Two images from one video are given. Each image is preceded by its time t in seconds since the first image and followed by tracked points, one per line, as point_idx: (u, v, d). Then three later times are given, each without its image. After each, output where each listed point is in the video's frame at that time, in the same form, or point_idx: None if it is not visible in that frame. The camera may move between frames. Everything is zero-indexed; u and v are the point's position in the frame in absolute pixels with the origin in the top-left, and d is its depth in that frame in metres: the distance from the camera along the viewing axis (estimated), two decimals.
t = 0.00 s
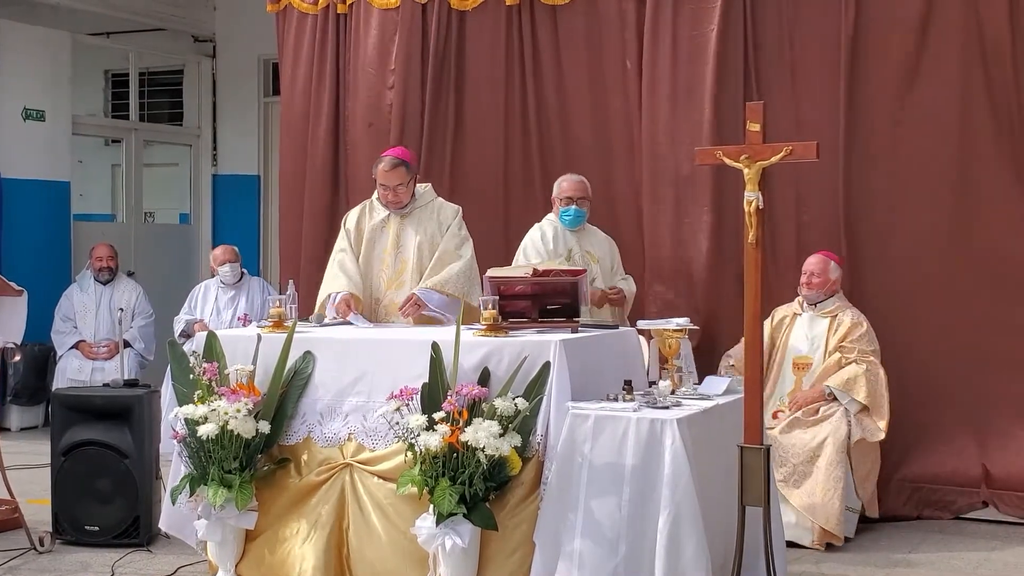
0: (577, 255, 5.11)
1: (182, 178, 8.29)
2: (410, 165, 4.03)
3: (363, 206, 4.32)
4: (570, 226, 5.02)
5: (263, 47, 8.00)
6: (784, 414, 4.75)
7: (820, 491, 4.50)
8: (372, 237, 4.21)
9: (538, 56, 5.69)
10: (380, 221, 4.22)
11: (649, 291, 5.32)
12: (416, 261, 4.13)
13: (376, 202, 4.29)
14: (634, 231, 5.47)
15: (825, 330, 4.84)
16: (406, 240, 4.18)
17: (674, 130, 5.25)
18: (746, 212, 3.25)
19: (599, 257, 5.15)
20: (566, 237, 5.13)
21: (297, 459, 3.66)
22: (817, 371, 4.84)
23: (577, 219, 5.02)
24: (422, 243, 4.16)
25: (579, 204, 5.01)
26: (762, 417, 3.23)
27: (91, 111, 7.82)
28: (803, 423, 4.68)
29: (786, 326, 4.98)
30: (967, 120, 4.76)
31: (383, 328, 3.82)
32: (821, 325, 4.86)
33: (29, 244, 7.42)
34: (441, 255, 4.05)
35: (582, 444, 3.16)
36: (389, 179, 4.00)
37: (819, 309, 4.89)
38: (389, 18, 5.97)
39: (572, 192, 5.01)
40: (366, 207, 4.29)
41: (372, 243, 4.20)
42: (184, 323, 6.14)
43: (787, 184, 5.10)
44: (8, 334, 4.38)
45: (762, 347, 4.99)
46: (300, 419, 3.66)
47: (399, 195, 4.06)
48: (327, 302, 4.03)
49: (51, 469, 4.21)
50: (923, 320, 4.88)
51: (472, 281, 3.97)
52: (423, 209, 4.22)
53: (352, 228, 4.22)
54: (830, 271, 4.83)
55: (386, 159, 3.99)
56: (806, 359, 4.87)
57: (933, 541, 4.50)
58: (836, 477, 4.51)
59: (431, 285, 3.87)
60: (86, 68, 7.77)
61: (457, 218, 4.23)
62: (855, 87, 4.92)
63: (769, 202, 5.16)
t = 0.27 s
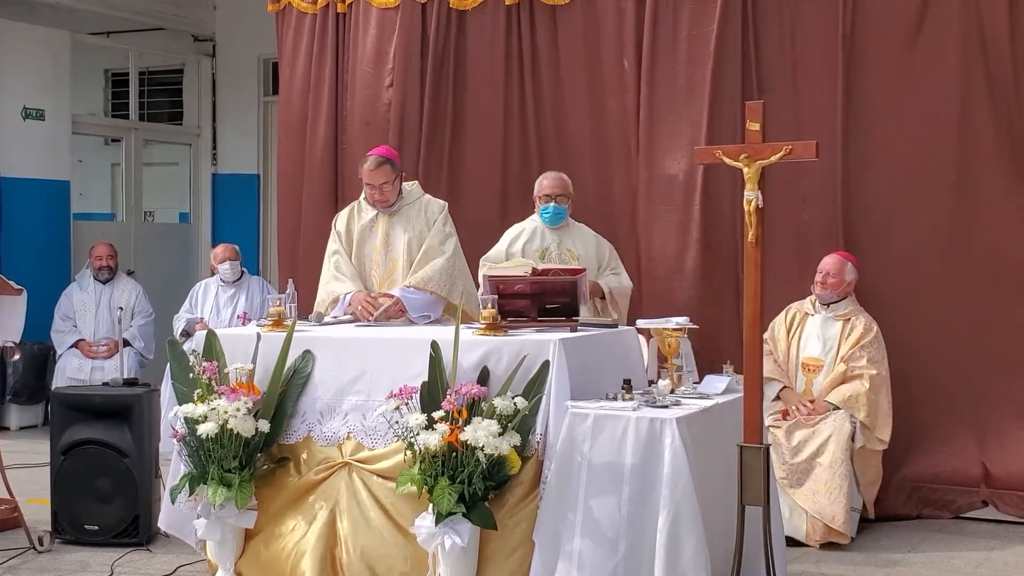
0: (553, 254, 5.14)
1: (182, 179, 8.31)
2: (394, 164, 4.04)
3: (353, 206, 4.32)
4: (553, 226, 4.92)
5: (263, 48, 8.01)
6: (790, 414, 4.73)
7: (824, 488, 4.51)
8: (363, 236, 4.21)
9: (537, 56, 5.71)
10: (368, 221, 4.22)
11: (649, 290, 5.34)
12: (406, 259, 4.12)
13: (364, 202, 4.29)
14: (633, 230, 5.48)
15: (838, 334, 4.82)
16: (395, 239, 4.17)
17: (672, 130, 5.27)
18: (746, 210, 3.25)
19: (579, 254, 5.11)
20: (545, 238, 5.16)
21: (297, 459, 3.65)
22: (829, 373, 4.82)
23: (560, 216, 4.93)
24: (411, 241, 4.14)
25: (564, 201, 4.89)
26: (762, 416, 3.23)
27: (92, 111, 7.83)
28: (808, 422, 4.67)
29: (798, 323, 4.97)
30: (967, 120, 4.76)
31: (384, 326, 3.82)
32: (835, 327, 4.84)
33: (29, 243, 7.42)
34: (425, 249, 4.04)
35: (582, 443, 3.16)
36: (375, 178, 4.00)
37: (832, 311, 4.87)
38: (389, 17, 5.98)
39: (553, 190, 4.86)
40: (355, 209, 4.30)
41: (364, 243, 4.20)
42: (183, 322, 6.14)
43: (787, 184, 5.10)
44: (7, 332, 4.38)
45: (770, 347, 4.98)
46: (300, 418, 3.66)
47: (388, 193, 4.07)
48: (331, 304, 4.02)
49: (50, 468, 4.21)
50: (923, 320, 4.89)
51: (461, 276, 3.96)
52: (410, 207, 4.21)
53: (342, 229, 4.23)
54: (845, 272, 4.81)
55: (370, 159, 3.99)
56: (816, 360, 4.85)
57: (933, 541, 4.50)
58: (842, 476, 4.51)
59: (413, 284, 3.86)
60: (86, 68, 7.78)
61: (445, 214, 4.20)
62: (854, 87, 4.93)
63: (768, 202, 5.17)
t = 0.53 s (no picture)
0: (531, 254, 5.20)
1: (181, 179, 8.31)
2: (387, 164, 4.05)
3: (347, 207, 4.32)
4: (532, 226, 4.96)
5: (262, 47, 8.00)
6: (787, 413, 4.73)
7: (822, 485, 4.50)
8: (359, 236, 4.20)
9: (536, 56, 5.72)
10: (363, 221, 4.21)
11: (648, 290, 5.34)
12: (401, 259, 4.11)
13: (359, 203, 4.29)
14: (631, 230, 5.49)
15: (838, 338, 4.82)
16: (391, 239, 4.16)
17: (670, 130, 5.28)
18: (745, 210, 3.25)
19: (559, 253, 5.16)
20: (525, 238, 5.23)
21: (296, 459, 3.65)
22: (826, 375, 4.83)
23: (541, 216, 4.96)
24: (406, 240, 4.13)
25: (544, 201, 4.92)
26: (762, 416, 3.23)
27: (91, 111, 7.83)
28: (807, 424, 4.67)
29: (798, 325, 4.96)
30: (966, 120, 4.77)
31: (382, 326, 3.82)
32: (835, 330, 4.84)
33: (28, 243, 7.42)
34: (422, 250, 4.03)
35: (581, 443, 3.16)
36: (366, 179, 4.01)
37: (832, 312, 4.88)
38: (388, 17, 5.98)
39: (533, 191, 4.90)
40: (349, 210, 4.30)
41: (360, 244, 4.19)
42: (182, 322, 6.15)
43: (786, 184, 5.10)
44: (7, 332, 4.38)
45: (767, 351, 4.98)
46: (299, 418, 3.66)
47: (382, 195, 4.07)
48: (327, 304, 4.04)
49: (49, 468, 4.21)
50: (921, 320, 4.89)
51: (458, 276, 3.95)
52: (406, 207, 4.20)
53: (337, 230, 4.22)
54: (844, 275, 4.82)
55: (362, 159, 4.00)
56: (815, 361, 4.85)
57: (932, 541, 4.50)
58: (839, 473, 4.51)
59: (411, 285, 3.84)
60: (86, 68, 7.78)
61: (439, 212, 4.19)
62: (853, 88, 4.94)
63: (767, 202, 5.17)
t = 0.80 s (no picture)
0: (524, 254, 5.22)
1: (180, 179, 8.32)
2: (386, 165, 4.05)
3: (348, 206, 4.32)
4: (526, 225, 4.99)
5: (262, 48, 8.00)
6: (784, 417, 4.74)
7: (822, 487, 4.51)
8: (359, 237, 4.20)
9: (534, 56, 5.72)
10: (362, 221, 4.21)
11: (647, 290, 5.34)
12: (400, 260, 4.10)
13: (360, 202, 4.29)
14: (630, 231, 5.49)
15: (828, 338, 4.82)
16: (390, 239, 4.15)
17: (669, 130, 5.28)
18: (745, 211, 3.24)
19: (552, 254, 5.17)
20: (520, 238, 5.25)
21: (295, 459, 3.65)
22: (819, 375, 4.83)
23: (535, 216, 4.98)
24: (406, 241, 4.12)
25: (538, 200, 4.96)
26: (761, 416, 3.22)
27: (90, 111, 7.85)
28: (801, 425, 4.67)
29: (791, 326, 4.96)
30: (965, 119, 4.77)
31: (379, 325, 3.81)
32: (826, 330, 4.84)
33: (27, 243, 7.42)
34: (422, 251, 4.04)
35: (581, 443, 3.16)
36: (366, 179, 4.01)
37: (823, 314, 4.88)
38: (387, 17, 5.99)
39: (529, 189, 4.94)
40: (349, 210, 4.30)
41: (360, 245, 4.19)
42: (182, 322, 6.15)
43: (786, 184, 5.10)
44: (6, 332, 4.38)
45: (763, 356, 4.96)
46: (298, 418, 3.66)
47: (380, 195, 4.06)
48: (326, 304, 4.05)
49: (48, 468, 4.21)
50: (921, 321, 4.89)
51: (458, 277, 3.94)
52: (406, 206, 4.19)
53: (337, 230, 4.23)
54: (833, 275, 4.81)
55: (361, 159, 4.00)
56: (807, 363, 4.85)
57: (932, 541, 4.49)
58: (836, 472, 4.50)
59: (411, 287, 3.83)
60: (85, 68, 7.78)
61: (440, 214, 4.18)
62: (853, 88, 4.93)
63: (766, 202, 5.17)
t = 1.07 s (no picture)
0: (531, 253, 5.13)
1: (180, 179, 8.32)
2: (387, 165, 4.04)
3: (350, 205, 4.32)
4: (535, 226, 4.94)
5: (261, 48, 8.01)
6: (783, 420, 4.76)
7: (822, 490, 4.52)
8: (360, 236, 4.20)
9: (534, 55, 5.72)
10: (363, 221, 4.21)
11: (647, 290, 5.34)
12: (400, 260, 4.10)
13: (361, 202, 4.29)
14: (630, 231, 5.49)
15: (824, 340, 4.81)
16: (391, 240, 4.15)
17: (668, 130, 5.28)
18: (744, 211, 3.24)
19: (559, 254, 5.05)
20: (530, 238, 5.16)
21: (295, 460, 3.65)
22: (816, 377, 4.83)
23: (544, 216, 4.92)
24: (406, 242, 4.12)
25: (548, 201, 4.91)
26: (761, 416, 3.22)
27: (90, 111, 7.83)
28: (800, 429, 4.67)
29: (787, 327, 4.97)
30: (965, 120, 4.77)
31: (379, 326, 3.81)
32: (821, 333, 4.83)
33: (27, 243, 7.41)
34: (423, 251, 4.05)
35: (581, 443, 3.16)
36: (366, 180, 4.00)
37: (817, 316, 4.86)
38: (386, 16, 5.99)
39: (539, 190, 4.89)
40: (351, 209, 4.30)
41: (361, 244, 4.19)
42: (182, 322, 6.15)
43: (785, 184, 5.11)
44: (6, 333, 4.38)
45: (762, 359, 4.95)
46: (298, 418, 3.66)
47: (381, 195, 4.06)
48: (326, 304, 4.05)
49: (48, 468, 4.21)
50: (921, 321, 4.89)
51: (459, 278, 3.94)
52: (407, 207, 4.19)
53: (338, 229, 4.23)
54: (824, 278, 4.78)
55: (362, 160, 3.99)
56: (803, 366, 4.84)
57: (931, 541, 4.50)
58: (835, 475, 4.51)
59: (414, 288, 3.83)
60: (85, 68, 7.78)
61: (442, 214, 4.18)
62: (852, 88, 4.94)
63: (765, 202, 5.17)
